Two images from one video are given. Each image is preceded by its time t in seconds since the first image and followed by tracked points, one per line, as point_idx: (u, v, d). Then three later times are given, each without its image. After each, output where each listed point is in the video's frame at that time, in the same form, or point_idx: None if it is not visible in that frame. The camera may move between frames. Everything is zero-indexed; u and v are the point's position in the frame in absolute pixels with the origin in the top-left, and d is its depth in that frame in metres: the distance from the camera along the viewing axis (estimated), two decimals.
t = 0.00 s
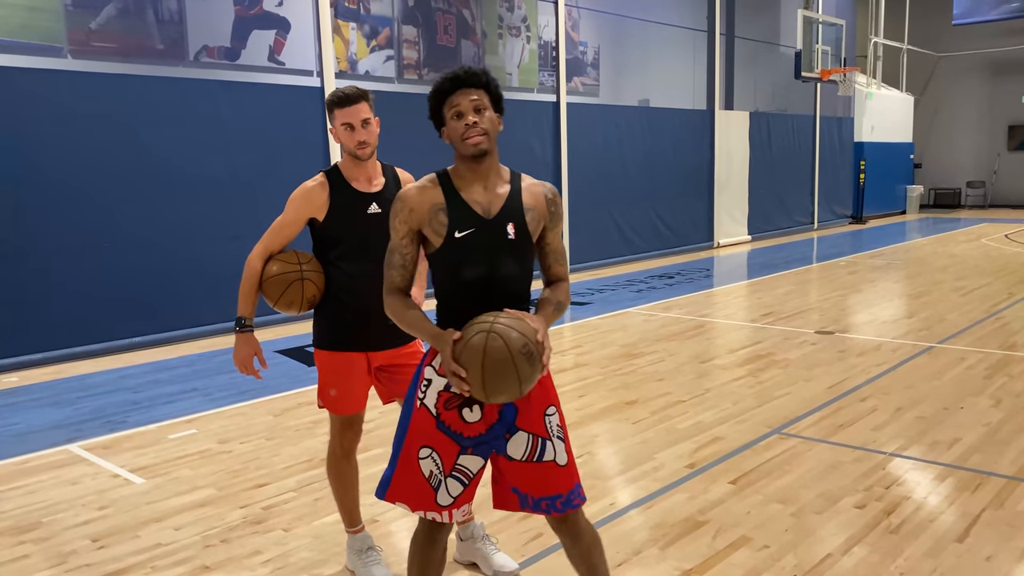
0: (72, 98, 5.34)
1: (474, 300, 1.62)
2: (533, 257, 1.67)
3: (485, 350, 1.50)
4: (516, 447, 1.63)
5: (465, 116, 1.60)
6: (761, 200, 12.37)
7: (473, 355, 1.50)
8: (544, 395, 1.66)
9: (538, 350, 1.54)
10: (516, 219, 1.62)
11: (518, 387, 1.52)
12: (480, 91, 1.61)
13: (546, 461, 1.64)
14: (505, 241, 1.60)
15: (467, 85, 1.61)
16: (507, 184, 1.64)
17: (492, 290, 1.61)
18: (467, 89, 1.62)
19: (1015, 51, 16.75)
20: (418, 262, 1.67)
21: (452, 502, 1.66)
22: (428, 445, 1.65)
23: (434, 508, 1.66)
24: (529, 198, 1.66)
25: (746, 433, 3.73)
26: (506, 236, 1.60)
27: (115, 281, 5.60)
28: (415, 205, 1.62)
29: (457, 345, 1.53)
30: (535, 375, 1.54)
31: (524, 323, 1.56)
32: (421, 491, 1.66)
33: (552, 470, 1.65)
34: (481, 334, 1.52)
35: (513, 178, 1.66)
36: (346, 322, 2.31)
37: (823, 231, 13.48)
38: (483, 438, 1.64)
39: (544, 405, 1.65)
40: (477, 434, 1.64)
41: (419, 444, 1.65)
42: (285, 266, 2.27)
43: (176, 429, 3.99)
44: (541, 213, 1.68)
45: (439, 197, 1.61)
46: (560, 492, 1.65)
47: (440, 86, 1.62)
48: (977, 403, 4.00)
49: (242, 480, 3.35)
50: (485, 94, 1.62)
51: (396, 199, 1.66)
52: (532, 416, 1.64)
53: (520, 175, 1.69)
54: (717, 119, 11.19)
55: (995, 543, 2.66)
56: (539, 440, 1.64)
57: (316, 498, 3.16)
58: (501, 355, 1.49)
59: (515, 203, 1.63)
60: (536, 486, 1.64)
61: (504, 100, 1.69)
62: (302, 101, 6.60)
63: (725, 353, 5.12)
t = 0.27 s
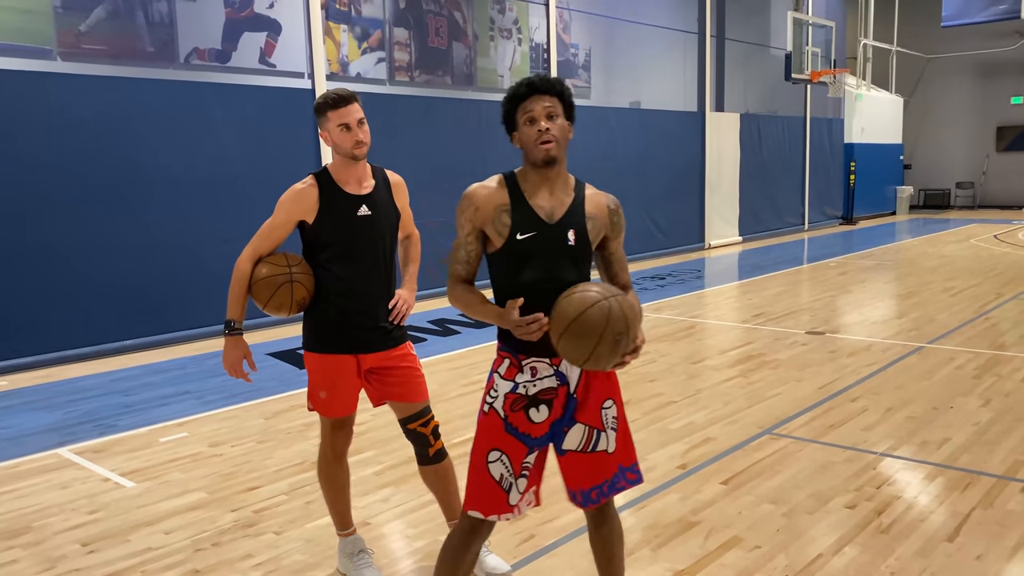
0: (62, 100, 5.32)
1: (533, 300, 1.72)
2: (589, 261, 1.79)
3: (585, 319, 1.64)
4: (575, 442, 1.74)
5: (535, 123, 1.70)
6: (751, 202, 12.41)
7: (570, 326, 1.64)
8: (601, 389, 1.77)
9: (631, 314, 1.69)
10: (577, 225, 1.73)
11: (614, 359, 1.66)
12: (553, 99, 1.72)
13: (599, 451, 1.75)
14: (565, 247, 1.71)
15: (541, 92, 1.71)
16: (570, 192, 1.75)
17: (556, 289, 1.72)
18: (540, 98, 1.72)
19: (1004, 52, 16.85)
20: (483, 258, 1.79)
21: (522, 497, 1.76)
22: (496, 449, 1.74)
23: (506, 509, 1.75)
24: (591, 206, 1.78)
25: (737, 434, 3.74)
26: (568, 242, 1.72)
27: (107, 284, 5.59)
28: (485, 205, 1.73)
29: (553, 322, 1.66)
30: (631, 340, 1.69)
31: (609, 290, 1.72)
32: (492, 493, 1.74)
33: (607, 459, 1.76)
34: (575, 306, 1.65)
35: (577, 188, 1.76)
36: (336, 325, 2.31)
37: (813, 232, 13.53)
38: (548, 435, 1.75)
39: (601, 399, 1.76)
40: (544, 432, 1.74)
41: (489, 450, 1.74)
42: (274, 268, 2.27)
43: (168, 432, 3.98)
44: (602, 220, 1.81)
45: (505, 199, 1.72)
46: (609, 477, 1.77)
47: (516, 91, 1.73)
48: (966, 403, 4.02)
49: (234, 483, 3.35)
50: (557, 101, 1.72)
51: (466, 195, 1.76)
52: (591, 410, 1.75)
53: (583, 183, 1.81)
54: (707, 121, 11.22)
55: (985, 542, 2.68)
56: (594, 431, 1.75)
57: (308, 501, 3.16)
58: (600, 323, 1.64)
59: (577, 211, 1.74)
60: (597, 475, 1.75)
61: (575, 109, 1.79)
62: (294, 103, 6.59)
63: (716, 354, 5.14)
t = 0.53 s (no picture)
0: (42, 102, 5.27)
1: (556, 293, 1.77)
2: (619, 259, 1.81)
3: (640, 294, 1.71)
4: (580, 429, 1.78)
5: (591, 123, 1.76)
6: (734, 202, 12.46)
7: (626, 301, 1.70)
8: (610, 381, 1.80)
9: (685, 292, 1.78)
10: (604, 227, 1.75)
11: (662, 335, 1.75)
12: (615, 106, 1.77)
13: (605, 444, 1.77)
14: (589, 248, 1.74)
15: (606, 96, 1.77)
16: (605, 194, 1.77)
17: (579, 284, 1.75)
18: (602, 101, 1.78)
19: (983, 53, 17.02)
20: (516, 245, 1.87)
21: (525, 469, 1.81)
22: (501, 416, 1.82)
23: (507, 476, 1.80)
24: (623, 210, 1.79)
25: (721, 434, 3.76)
26: (590, 243, 1.74)
27: (90, 288, 5.55)
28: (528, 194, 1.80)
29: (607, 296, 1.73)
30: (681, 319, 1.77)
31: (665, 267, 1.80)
32: (494, 458, 1.82)
33: (612, 453, 1.78)
34: (631, 280, 1.72)
35: (615, 190, 1.79)
36: (320, 327, 2.30)
37: (796, 233, 13.61)
38: (555, 417, 1.79)
39: (609, 392, 1.79)
40: (549, 412, 1.79)
41: (496, 416, 1.83)
42: (257, 271, 2.26)
43: (150, 437, 3.95)
44: (634, 224, 1.81)
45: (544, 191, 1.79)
46: (618, 473, 1.78)
47: (583, 88, 1.78)
48: (948, 401, 4.06)
49: (218, 487, 3.33)
50: (617, 109, 1.78)
51: (506, 184, 1.84)
52: (597, 400, 1.78)
53: (625, 186, 1.83)
54: (690, 123, 11.27)
55: (966, 539, 2.70)
56: (601, 424, 1.78)
57: (292, 505, 3.14)
58: (655, 299, 1.71)
59: (609, 212, 1.76)
60: (603, 464, 1.78)
61: (638, 120, 1.84)
62: (278, 105, 6.58)
63: (700, 354, 5.16)
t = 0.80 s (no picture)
0: (15, 104, 5.20)
1: (555, 288, 1.88)
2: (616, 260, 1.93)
3: (635, 294, 1.83)
4: (582, 425, 1.88)
5: (590, 129, 1.85)
6: (713, 203, 12.52)
7: (622, 299, 1.83)
8: (609, 378, 1.90)
9: (673, 299, 1.92)
10: (604, 227, 1.87)
11: (648, 335, 1.88)
12: (614, 111, 1.86)
13: (606, 441, 1.88)
14: (588, 245, 1.86)
15: (605, 102, 1.85)
16: (605, 195, 1.87)
17: (578, 279, 1.88)
18: (601, 106, 1.86)
19: (958, 55, 17.22)
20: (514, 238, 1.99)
21: (550, 477, 1.92)
22: (523, 428, 1.94)
23: (535, 484, 1.93)
24: (622, 211, 1.90)
25: (702, 434, 3.77)
26: (591, 240, 1.86)
27: (64, 291, 5.48)
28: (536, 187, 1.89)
29: (603, 291, 1.85)
30: (665, 324, 1.92)
31: (657, 270, 1.93)
32: (522, 467, 1.95)
33: (613, 449, 1.88)
34: (627, 281, 1.84)
35: (615, 192, 1.88)
36: (299, 330, 2.28)
37: (775, 233, 13.69)
38: (563, 416, 1.90)
39: (607, 389, 1.90)
40: (558, 412, 1.90)
41: (518, 429, 1.95)
42: (236, 274, 2.23)
43: (127, 442, 3.90)
44: (631, 227, 1.92)
45: (545, 190, 1.88)
46: (620, 470, 1.89)
47: (583, 93, 1.86)
48: (925, 400, 4.09)
49: (196, 493, 3.29)
50: (616, 115, 1.86)
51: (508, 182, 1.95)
52: (597, 397, 1.89)
53: (623, 188, 1.93)
54: (668, 124, 11.31)
55: (944, 537, 2.72)
56: (601, 421, 1.88)
57: (271, 510, 3.11)
58: (649, 300, 1.84)
59: (608, 214, 1.87)
60: (600, 463, 1.88)
61: (637, 120, 1.92)
62: (255, 107, 6.54)
63: (681, 355, 5.17)
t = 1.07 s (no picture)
0: None
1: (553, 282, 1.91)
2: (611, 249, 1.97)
3: (623, 283, 1.82)
4: (562, 414, 1.92)
5: (571, 127, 1.89)
6: (693, 204, 12.59)
7: (609, 289, 1.83)
8: (596, 373, 1.93)
9: (660, 285, 1.91)
10: (598, 218, 1.89)
11: (636, 321, 1.89)
12: (590, 108, 1.89)
13: (583, 433, 1.91)
14: (583, 237, 1.89)
15: (581, 101, 1.88)
16: (595, 187, 1.90)
17: (575, 270, 1.91)
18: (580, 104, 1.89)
19: (934, 57, 17.43)
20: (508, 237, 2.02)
21: (540, 459, 1.96)
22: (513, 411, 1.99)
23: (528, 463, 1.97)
24: (614, 202, 1.93)
25: (683, 434, 3.78)
26: (587, 231, 1.89)
27: (40, 295, 5.41)
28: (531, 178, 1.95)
29: (592, 281, 1.85)
30: (653, 310, 1.92)
31: (645, 257, 1.92)
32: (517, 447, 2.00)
33: (589, 442, 1.91)
34: (615, 270, 1.83)
35: (605, 184, 1.91)
36: (279, 332, 2.26)
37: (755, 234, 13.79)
38: (548, 405, 1.93)
39: (592, 384, 1.92)
40: (544, 401, 1.93)
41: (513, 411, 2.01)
42: (216, 276, 2.21)
43: (104, 448, 3.86)
44: (623, 214, 1.95)
45: (534, 189, 1.93)
46: (589, 463, 1.92)
47: (556, 98, 1.89)
48: (903, 399, 4.13)
49: (175, 498, 3.26)
50: (593, 111, 1.89)
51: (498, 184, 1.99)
52: (581, 390, 1.92)
53: (611, 180, 1.96)
54: (648, 126, 11.36)
55: (921, 534, 2.74)
56: (582, 413, 1.91)
57: (251, 514, 3.09)
58: (636, 289, 1.82)
59: (600, 205, 1.89)
60: (574, 452, 1.91)
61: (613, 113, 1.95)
62: (233, 109, 6.49)
63: (662, 355, 5.19)
